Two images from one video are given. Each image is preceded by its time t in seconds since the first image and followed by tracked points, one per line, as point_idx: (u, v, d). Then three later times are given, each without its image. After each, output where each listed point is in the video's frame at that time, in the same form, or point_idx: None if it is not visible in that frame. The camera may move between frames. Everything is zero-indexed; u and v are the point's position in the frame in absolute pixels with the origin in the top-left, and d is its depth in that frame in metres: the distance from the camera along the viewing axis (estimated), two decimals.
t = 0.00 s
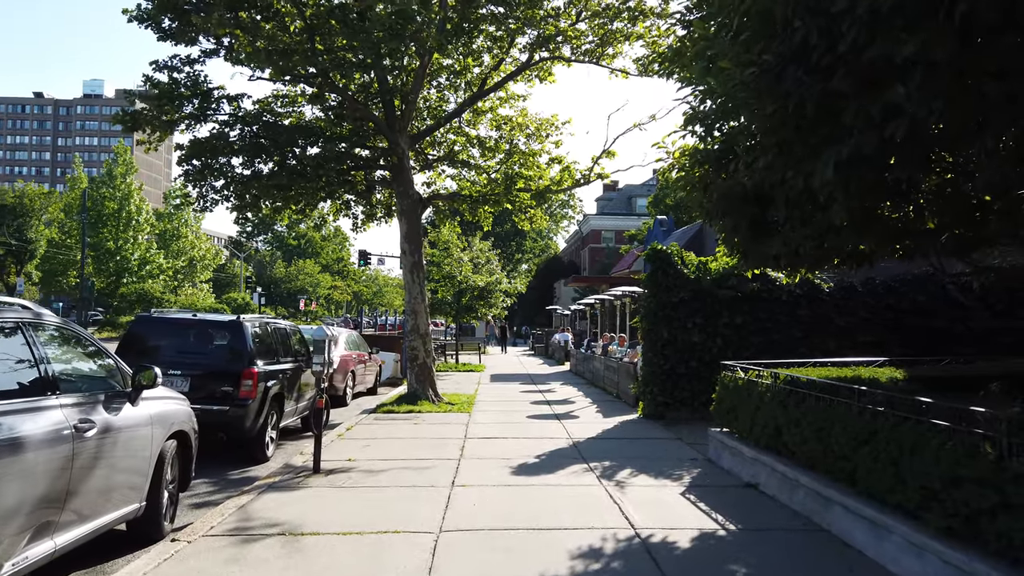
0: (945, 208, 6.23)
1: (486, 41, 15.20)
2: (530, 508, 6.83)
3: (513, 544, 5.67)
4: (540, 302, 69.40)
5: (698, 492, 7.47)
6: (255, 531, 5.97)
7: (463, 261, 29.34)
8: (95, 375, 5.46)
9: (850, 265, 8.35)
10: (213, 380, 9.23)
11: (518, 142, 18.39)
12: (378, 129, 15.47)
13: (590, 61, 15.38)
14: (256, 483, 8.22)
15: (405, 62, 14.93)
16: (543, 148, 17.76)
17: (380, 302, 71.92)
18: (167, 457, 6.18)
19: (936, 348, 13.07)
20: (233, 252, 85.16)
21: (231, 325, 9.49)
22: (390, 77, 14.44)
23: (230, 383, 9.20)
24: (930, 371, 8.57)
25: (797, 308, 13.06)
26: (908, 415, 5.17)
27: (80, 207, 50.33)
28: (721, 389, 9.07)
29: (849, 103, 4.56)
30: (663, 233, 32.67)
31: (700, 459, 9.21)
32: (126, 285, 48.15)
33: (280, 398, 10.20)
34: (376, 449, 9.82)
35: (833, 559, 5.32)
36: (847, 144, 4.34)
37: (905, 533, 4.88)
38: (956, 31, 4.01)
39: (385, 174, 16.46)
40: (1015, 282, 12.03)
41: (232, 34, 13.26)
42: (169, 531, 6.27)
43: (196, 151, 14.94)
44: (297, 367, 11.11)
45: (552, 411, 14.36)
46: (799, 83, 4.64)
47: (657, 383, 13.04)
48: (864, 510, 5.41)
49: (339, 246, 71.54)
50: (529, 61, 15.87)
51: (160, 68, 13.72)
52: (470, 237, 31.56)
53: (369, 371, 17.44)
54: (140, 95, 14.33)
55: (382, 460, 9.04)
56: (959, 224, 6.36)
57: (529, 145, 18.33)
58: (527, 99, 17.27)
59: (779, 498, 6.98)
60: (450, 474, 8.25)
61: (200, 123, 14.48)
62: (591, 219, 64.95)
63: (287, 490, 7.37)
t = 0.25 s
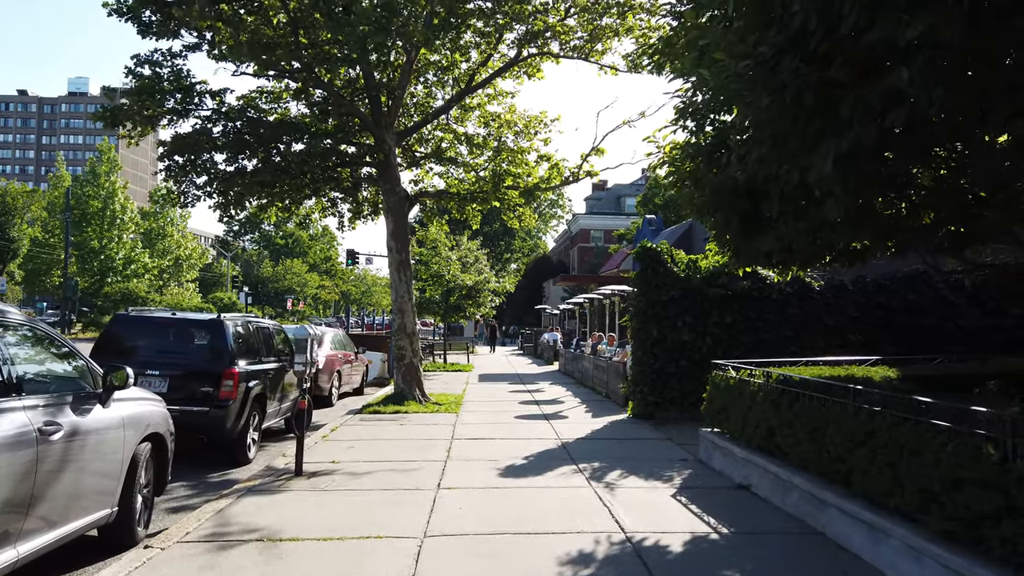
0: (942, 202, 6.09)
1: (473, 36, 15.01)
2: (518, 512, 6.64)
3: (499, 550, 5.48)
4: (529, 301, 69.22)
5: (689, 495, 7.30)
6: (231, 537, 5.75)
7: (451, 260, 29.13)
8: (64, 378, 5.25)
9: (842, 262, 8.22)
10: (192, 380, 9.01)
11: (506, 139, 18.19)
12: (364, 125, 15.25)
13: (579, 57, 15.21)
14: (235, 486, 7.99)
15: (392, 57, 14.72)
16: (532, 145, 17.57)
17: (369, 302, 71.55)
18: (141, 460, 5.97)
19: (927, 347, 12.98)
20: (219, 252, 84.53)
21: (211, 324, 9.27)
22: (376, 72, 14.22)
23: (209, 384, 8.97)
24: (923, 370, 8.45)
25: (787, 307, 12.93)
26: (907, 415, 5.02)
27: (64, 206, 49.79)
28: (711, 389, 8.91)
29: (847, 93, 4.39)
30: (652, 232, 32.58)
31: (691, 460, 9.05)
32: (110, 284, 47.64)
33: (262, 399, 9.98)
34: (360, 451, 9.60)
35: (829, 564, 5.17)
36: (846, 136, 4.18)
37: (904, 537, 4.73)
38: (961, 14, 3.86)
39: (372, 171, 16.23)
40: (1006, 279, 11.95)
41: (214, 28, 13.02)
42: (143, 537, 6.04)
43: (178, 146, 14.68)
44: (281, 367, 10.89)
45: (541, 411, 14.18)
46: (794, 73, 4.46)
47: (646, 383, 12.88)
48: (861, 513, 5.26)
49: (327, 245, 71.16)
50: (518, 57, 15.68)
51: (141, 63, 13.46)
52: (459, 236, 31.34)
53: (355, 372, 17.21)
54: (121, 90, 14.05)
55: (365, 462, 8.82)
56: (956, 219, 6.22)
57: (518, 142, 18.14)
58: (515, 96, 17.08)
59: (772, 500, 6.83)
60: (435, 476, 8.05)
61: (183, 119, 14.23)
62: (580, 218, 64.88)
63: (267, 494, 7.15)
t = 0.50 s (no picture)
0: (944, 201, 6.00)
1: (463, 31, 14.79)
2: (509, 516, 6.46)
3: (488, 556, 5.29)
4: (518, 300, 68.99)
5: (683, 498, 7.13)
6: (210, 545, 5.54)
7: (441, 259, 28.91)
8: (32, 380, 5.05)
9: (837, 260, 8.07)
10: (173, 380, 8.76)
11: (496, 136, 17.98)
12: (352, 121, 15.03)
13: (570, 53, 15.03)
14: (216, 490, 7.76)
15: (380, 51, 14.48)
16: (522, 142, 17.38)
17: (358, 301, 71.16)
18: (117, 462, 5.74)
19: (920, 346, 12.87)
20: (207, 251, 83.88)
21: (194, 323, 9.03)
22: (364, 67, 14.00)
23: (190, 385, 8.73)
24: (919, 370, 8.31)
25: (780, 305, 12.79)
26: (909, 416, 4.88)
27: (48, 203, 49.25)
28: (704, 389, 8.75)
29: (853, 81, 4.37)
30: (642, 231, 32.44)
31: (684, 461, 8.89)
32: (95, 282, 47.12)
33: (246, 400, 9.74)
34: (346, 453, 9.38)
35: (829, 570, 5.01)
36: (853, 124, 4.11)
37: (907, 543, 4.58)
38: None
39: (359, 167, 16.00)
40: (999, 278, 11.84)
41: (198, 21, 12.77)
42: (118, 544, 5.82)
43: (161, 142, 14.41)
44: (266, 367, 10.65)
45: (531, 412, 13.99)
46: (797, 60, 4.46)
47: (638, 382, 12.71)
48: (861, 516, 5.12)
49: (316, 243, 70.72)
50: (507, 53, 15.48)
51: (123, 56, 13.17)
52: (448, 235, 31.10)
53: (343, 371, 16.96)
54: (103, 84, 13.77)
55: (351, 465, 8.60)
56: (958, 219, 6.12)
57: (508, 140, 17.92)
58: (505, 92, 16.88)
59: (768, 503, 6.69)
60: (423, 479, 7.85)
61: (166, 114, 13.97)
62: (569, 217, 64.75)
63: (249, 499, 6.93)
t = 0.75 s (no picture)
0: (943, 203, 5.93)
1: (452, 27, 14.60)
2: (499, 524, 6.28)
3: (477, 567, 5.10)
4: (508, 300, 68.76)
5: (677, 504, 6.95)
6: (187, 556, 5.32)
7: (430, 258, 28.67)
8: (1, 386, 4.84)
9: (833, 260, 7.93)
10: (154, 383, 8.54)
11: (486, 134, 17.78)
12: (340, 118, 14.81)
13: (561, 51, 14.87)
14: (197, 497, 7.53)
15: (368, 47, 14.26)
16: (511, 140, 17.18)
17: (347, 301, 70.80)
18: (91, 469, 5.52)
19: (913, 347, 12.75)
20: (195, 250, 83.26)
21: (174, 324, 8.78)
22: (352, 62, 13.77)
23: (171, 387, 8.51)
24: (915, 371, 8.17)
25: (772, 306, 12.64)
26: (913, 422, 4.73)
27: (33, 201, 48.69)
28: (698, 391, 8.59)
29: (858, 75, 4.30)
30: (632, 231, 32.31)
31: (677, 464, 8.72)
32: (80, 282, 46.59)
33: (229, 402, 9.51)
34: (332, 457, 9.15)
35: None
36: (860, 118, 4.05)
37: (910, 553, 4.42)
38: None
39: (347, 165, 15.77)
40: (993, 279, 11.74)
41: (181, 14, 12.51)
42: (91, 555, 5.58)
43: (144, 139, 14.14)
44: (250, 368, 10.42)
45: (522, 413, 13.80)
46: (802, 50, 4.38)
47: (629, 384, 12.53)
48: (862, 525, 4.95)
49: (305, 242, 70.30)
50: (497, 50, 15.29)
51: (104, 50, 12.90)
52: (438, 234, 30.87)
53: (330, 372, 16.71)
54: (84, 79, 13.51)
55: (336, 470, 8.38)
56: (959, 221, 6.03)
57: (498, 138, 17.72)
58: (495, 90, 16.69)
59: (764, 508, 6.55)
60: (410, 485, 7.64)
61: (150, 110, 13.73)
62: (559, 216, 64.63)
63: (230, 506, 6.70)
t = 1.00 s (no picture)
0: (942, 198, 5.87)
1: (442, 23, 14.42)
2: (490, 527, 6.10)
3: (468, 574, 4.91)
4: (498, 299, 68.55)
5: (672, 506, 6.79)
6: (165, 564, 5.12)
7: (420, 257, 28.44)
8: None
9: (829, 257, 7.80)
10: (136, 383, 8.32)
11: (476, 131, 17.60)
12: (328, 114, 14.60)
13: (553, 47, 14.73)
14: (178, 500, 7.31)
15: (356, 42, 14.05)
16: (502, 137, 17.01)
17: (336, 300, 70.39)
18: (66, 473, 5.30)
19: (907, 346, 12.65)
20: (182, 249, 82.61)
21: (156, 323, 8.56)
22: (340, 57, 13.57)
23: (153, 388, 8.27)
24: (912, 370, 8.04)
25: (765, 304, 12.49)
26: (918, 422, 4.58)
27: (18, 200, 48.11)
28: (692, 390, 8.44)
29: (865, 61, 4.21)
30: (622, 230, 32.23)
31: (671, 465, 8.56)
32: (66, 281, 46.04)
33: (213, 403, 9.29)
34: (318, 459, 8.94)
35: None
36: (869, 104, 3.96)
37: (915, 558, 4.28)
38: None
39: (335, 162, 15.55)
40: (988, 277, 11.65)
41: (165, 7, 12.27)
42: (66, 562, 5.37)
43: (128, 134, 13.86)
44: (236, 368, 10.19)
45: (513, 413, 13.60)
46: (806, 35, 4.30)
47: (621, 384, 12.36)
48: (865, 529, 4.80)
49: (293, 242, 69.90)
50: (488, 45, 15.12)
51: (85, 44, 12.62)
52: (427, 233, 30.64)
53: (318, 372, 16.47)
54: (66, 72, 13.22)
55: (322, 472, 8.17)
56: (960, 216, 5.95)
57: (488, 135, 17.54)
58: (485, 86, 16.52)
59: (761, 509, 6.41)
60: (398, 487, 7.45)
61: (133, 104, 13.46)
62: (549, 216, 64.55)
63: (212, 511, 6.48)
